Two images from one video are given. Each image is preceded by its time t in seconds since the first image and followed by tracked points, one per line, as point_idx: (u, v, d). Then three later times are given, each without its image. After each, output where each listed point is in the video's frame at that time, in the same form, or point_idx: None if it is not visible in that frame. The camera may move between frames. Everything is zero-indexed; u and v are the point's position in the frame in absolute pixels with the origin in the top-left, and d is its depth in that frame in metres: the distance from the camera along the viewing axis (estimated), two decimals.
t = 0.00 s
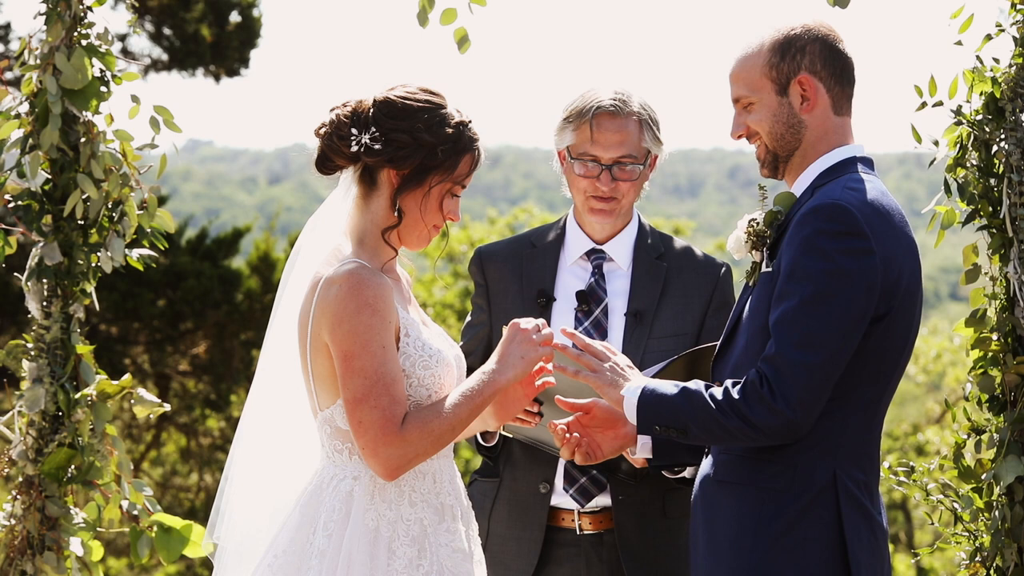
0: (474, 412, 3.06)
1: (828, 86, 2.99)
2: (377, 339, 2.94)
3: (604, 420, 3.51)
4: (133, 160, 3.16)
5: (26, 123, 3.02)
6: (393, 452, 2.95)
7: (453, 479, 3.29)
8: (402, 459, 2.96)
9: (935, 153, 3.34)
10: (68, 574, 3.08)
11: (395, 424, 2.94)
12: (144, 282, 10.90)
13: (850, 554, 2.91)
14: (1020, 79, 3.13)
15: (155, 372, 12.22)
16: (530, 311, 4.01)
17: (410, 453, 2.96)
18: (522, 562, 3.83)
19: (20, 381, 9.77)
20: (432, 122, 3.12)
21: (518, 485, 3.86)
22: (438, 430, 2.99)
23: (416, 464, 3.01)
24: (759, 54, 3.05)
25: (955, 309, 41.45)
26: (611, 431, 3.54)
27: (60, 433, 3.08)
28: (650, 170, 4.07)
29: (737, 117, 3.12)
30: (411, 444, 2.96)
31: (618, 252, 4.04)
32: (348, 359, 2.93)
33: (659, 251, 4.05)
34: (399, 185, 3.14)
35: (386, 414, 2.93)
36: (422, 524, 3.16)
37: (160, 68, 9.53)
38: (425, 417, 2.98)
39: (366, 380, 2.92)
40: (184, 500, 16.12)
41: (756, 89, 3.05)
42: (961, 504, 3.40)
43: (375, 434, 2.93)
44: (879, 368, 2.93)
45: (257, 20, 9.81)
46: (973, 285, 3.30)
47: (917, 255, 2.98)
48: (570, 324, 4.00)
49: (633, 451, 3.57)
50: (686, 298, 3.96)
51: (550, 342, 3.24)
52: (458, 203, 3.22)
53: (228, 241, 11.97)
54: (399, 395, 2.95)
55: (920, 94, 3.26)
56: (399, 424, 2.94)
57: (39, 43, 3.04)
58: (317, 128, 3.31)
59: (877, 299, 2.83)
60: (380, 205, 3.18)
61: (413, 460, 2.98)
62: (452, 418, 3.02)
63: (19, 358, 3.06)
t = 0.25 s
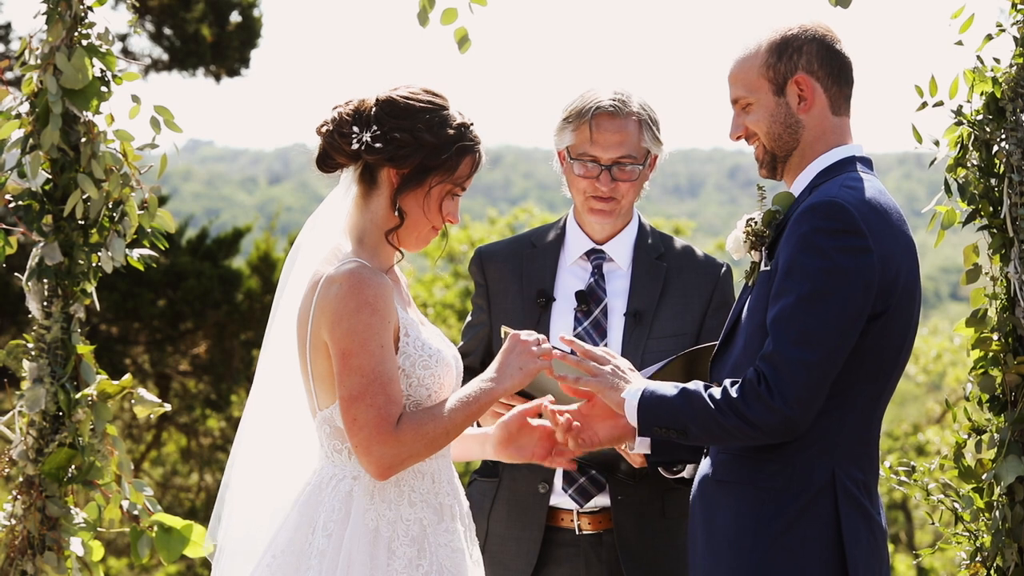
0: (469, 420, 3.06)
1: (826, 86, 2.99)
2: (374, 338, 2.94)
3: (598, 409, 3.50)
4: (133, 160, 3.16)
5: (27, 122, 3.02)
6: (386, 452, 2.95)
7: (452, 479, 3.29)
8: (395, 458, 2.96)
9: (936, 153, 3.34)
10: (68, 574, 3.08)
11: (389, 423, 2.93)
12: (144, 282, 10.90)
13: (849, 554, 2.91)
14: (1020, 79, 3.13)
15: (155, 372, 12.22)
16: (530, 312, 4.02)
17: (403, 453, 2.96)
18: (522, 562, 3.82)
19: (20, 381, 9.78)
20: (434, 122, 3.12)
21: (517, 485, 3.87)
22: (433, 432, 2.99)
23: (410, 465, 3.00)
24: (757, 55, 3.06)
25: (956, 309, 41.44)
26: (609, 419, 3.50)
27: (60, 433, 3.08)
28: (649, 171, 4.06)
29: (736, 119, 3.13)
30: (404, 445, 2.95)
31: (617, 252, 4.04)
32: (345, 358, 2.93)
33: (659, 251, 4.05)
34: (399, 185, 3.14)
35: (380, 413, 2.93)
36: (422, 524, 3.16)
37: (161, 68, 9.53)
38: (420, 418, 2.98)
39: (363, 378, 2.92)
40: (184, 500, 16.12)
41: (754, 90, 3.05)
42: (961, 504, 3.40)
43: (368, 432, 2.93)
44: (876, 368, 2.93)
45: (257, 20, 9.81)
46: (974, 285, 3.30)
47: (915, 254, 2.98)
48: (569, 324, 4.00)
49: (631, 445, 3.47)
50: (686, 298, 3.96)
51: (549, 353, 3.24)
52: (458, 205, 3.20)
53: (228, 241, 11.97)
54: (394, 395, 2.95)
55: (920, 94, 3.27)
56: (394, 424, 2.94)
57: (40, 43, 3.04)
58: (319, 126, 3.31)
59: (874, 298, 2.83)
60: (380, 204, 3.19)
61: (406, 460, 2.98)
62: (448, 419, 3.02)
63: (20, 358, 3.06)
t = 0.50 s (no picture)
0: (464, 411, 3.06)
1: (823, 86, 2.98)
2: (371, 336, 2.94)
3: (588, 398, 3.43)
4: (133, 160, 3.16)
5: (26, 122, 3.02)
6: (383, 449, 2.94)
7: (450, 479, 3.29)
8: (391, 456, 2.95)
9: (936, 153, 3.33)
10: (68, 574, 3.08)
11: (385, 421, 2.93)
12: (144, 282, 10.90)
13: (849, 553, 2.91)
14: (1020, 79, 3.13)
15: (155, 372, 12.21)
16: (529, 312, 4.02)
17: (399, 450, 2.95)
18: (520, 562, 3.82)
19: (20, 380, 9.78)
20: (425, 119, 3.12)
21: (516, 485, 3.87)
22: (429, 428, 2.98)
23: (407, 462, 2.99)
24: (754, 55, 3.06)
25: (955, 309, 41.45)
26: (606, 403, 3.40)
27: (60, 433, 3.08)
28: (649, 171, 4.06)
29: (734, 120, 3.13)
30: (400, 442, 2.95)
31: (616, 252, 4.04)
32: (342, 356, 2.93)
33: (658, 251, 4.05)
34: (392, 183, 3.14)
35: (377, 410, 2.92)
36: (419, 524, 3.16)
37: (161, 68, 9.53)
38: (417, 415, 2.97)
39: (358, 376, 2.92)
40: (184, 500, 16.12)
41: (751, 91, 3.05)
42: (961, 504, 3.40)
43: (363, 430, 2.92)
44: (875, 366, 2.93)
45: (257, 20, 9.81)
46: (973, 285, 3.30)
47: (914, 253, 2.98)
48: (568, 324, 4.00)
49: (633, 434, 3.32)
50: (685, 298, 3.96)
51: (547, 342, 3.25)
52: (454, 201, 3.20)
53: (228, 241, 11.97)
54: (391, 393, 2.95)
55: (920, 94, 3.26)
56: (389, 421, 2.93)
57: (40, 43, 3.04)
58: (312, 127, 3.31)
59: (873, 296, 2.83)
60: (374, 204, 3.18)
61: (404, 458, 2.97)
62: (445, 416, 3.02)
63: (19, 358, 3.06)
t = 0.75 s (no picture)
0: (464, 408, 3.06)
1: (824, 85, 2.98)
2: (369, 334, 2.94)
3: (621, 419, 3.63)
4: (133, 160, 3.16)
5: (27, 122, 3.02)
6: (384, 447, 2.93)
7: (450, 478, 3.28)
8: (393, 454, 2.95)
9: (936, 153, 3.33)
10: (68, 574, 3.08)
11: (384, 418, 2.92)
12: (144, 282, 10.90)
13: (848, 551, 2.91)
14: (1020, 79, 3.13)
15: (155, 372, 12.21)
16: (528, 312, 4.02)
17: (400, 448, 2.95)
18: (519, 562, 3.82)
19: (20, 380, 9.79)
20: (411, 116, 3.12)
21: (515, 486, 3.87)
22: (428, 425, 2.98)
23: (409, 459, 2.98)
24: (756, 53, 3.06)
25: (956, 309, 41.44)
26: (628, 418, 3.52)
27: (60, 433, 3.08)
28: (648, 171, 4.06)
29: (735, 118, 3.13)
30: (400, 439, 2.94)
31: (615, 252, 4.04)
32: (339, 355, 2.93)
33: (657, 251, 4.05)
34: (383, 182, 3.14)
35: (376, 407, 2.92)
36: (418, 524, 3.15)
37: (161, 68, 9.53)
38: (416, 413, 2.97)
39: (356, 374, 2.92)
40: (184, 499, 16.11)
41: (752, 89, 3.05)
42: (961, 504, 3.40)
43: (363, 428, 2.92)
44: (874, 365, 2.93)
45: (257, 20, 9.80)
46: (973, 285, 3.30)
47: (913, 252, 2.98)
48: (568, 324, 4.00)
49: (646, 454, 3.60)
50: (684, 298, 3.97)
51: (550, 343, 3.25)
52: (448, 197, 3.19)
53: (228, 241, 11.97)
54: (389, 390, 2.95)
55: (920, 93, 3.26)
56: (389, 418, 2.93)
57: (40, 43, 3.03)
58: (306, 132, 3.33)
59: (871, 295, 2.83)
60: (368, 203, 3.19)
61: (404, 456, 2.97)
62: (445, 415, 3.02)
63: (19, 358, 3.06)
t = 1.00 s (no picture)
0: (465, 408, 3.06)
1: (816, 84, 2.98)
2: (368, 334, 2.94)
3: (627, 437, 3.62)
4: (133, 160, 3.16)
5: (27, 122, 3.02)
6: (385, 446, 2.93)
7: (451, 479, 3.28)
8: (394, 454, 2.95)
9: (936, 153, 3.33)
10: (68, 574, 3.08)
11: (387, 417, 2.92)
12: (144, 282, 10.90)
13: (848, 551, 2.91)
14: (1020, 79, 3.13)
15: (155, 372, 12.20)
16: (527, 312, 4.02)
17: (401, 448, 2.94)
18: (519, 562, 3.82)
19: (20, 380, 9.79)
20: (403, 114, 3.11)
21: (515, 486, 3.86)
22: (430, 425, 2.98)
23: (410, 459, 2.98)
24: (747, 54, 3.06)
25: (956, 309, 41.43)
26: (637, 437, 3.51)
27: (60, 432, 3.08)
28: (647, 170, 4.06)
29: (728, 120, 3.13)
30: (402, 439, 2.94)
31: (614, 252, 4.04)
32: (339, 355, 2.93)
33: (655, 251, 4.05)
34: (379, 182, 3.14)
35: (378, 407, 2.92)
36: (419, 524, 3.15)
37: (161, 68, 9.53)
38: (416, 412, 2.97)
39: (356, 374, 2.92)
40: (184, 499, 16.10)
41: (745, 90, 3.05)
42: (961, 504, 3.40)
43: (365, 427, 2.92)
44: (870, 364, 2.92)
45: (257, 20, 9.80)
46: (973, 285, 3.30)
47: (907, 249, 2.97)
48: (567, 324, 4.00)
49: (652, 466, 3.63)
50: (683, 297, 3.97)
51: (550, 343, 3.26)
52: (446, 193, 3.19)
53: (228, 241, 11.97)
54: (391, 390, 2.94)
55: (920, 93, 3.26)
56: (391, 417, 2.93)
57: (40, 43, 3.03)
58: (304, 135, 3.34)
59: (865, 293, 2.83)
60: (367, 204, 3.19)
61: (405, 456, 2.96)
62: (446, 415, 3.01)
63: (19, 358, 3.06)
